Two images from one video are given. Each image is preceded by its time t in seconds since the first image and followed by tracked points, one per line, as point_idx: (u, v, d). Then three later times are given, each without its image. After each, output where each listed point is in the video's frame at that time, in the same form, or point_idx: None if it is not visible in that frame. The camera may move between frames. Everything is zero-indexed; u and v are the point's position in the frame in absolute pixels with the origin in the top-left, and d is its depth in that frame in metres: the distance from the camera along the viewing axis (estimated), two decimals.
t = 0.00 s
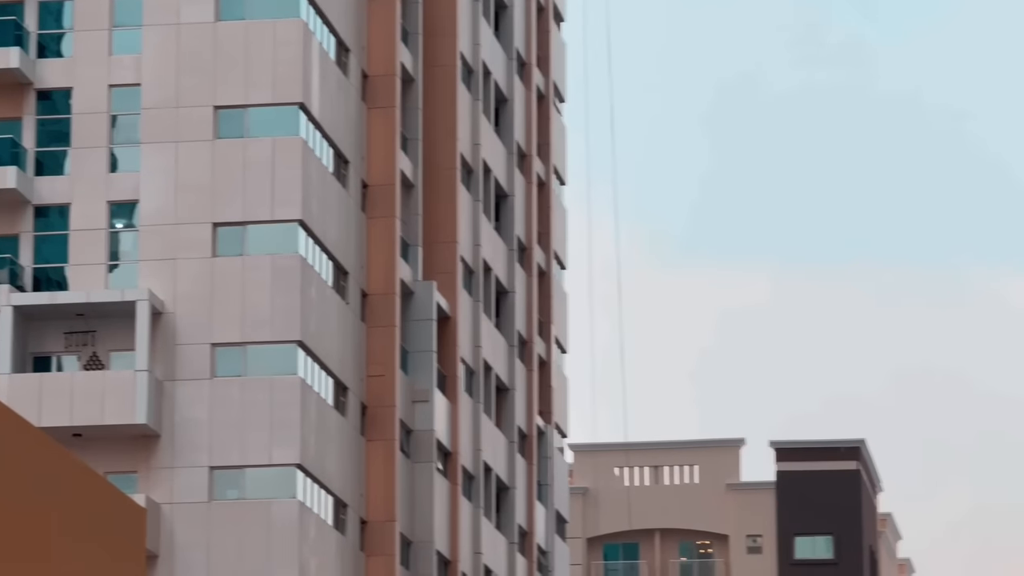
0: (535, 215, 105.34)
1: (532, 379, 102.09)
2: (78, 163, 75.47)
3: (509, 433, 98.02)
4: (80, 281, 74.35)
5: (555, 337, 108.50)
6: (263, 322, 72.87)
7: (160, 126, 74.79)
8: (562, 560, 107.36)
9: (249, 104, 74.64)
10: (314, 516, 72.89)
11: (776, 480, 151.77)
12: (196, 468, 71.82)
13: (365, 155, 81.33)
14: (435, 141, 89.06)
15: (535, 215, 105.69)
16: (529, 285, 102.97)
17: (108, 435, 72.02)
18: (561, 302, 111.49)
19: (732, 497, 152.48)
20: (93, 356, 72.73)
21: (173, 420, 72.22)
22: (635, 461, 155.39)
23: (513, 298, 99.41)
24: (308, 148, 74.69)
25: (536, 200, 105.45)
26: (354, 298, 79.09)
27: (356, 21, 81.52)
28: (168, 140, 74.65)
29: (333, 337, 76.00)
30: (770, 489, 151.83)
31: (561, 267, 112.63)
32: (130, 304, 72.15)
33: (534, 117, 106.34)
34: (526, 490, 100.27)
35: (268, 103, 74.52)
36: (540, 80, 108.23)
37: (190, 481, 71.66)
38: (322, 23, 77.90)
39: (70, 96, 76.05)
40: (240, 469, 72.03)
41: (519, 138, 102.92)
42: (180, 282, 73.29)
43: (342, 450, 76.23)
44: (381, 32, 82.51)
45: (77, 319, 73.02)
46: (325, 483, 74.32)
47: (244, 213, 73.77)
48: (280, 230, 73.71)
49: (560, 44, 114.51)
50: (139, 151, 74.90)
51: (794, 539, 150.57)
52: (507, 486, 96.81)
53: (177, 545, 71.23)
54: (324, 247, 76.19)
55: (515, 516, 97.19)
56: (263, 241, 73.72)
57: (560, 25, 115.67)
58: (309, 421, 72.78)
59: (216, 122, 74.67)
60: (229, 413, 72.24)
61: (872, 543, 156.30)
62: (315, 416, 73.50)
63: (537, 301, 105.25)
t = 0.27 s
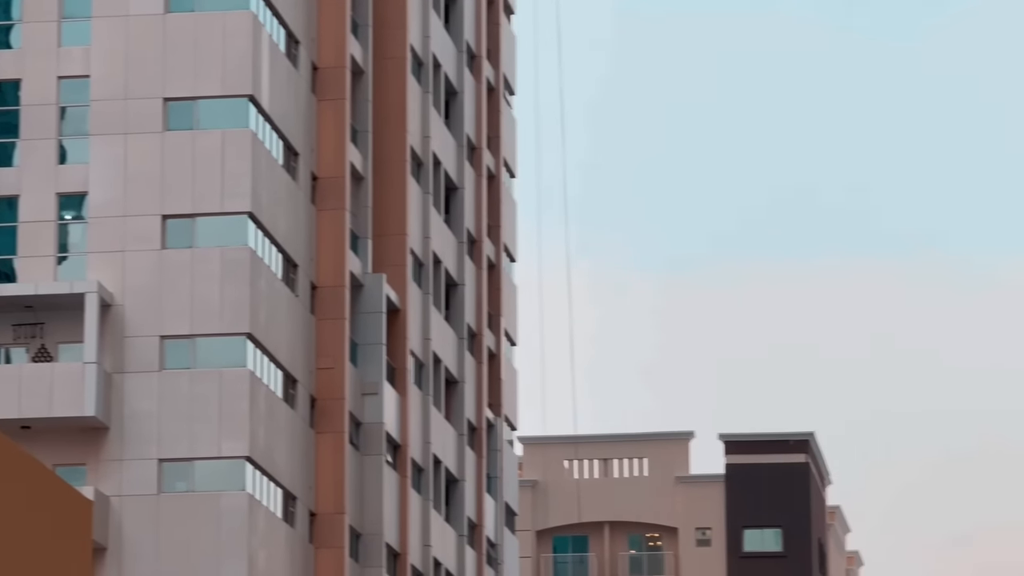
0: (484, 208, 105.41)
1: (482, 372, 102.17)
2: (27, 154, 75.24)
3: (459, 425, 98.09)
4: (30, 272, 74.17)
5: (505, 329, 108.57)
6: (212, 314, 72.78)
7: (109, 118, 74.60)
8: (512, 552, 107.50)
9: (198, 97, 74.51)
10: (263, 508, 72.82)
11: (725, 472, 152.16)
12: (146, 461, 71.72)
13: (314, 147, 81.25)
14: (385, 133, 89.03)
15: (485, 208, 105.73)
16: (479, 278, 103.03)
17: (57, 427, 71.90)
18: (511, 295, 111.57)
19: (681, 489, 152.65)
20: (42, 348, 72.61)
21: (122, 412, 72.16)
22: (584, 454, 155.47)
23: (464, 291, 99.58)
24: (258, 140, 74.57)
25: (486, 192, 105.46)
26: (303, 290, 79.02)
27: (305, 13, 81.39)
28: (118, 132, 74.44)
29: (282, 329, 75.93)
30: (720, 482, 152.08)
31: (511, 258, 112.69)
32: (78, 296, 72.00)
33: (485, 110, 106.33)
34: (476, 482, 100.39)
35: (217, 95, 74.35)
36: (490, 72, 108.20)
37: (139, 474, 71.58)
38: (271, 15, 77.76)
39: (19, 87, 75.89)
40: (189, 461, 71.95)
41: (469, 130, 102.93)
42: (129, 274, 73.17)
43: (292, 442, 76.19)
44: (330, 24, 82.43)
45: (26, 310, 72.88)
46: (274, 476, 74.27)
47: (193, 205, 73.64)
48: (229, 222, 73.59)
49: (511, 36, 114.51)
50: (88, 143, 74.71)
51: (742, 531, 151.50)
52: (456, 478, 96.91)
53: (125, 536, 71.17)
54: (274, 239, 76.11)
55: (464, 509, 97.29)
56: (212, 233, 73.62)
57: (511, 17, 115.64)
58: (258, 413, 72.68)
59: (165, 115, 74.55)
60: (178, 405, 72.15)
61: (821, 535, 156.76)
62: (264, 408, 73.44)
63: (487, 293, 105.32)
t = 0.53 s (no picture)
0: (433, 202, 105.53)
1: (430, 366, 102.19)
2: None
3: (406, 419, 98.14)
4: None
5: (453, 323, 108.67)
6: (160, 307, 72.72)
7: (57, 111, 74.33)
8: (459, 547, 107.51)
9: (146, 89, 74.37)
10: (211, 502, 72.72)
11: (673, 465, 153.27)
12: (93, 454, 71.66)
13: (263, 140, 81.18)
14: (333, 127, 89.04)
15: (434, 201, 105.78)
16: (427, 272, 103.12)
17: (4, 421, 71.63)
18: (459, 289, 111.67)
19: (629, 484, 152.88)
20: None
21: (69, 405, 72.05)
22: (533, 448, 155.32)
23: (412, 285, 99.64)
24: (206, 133, 74.56)
25: (434, 186, 105.54)
26: (251, 284, 78.95)
27: (254, 6, 81.35)
28: (65, 125, 74.18)
29: (230, 323, 75.86)
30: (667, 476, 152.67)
31: (459, 253, 112.78)
32: (26, 289, 71.76)
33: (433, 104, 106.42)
34: (424, 476, 100.45)
35: (166, 87, 74.30)
36: (438, 67, 108.30)
37: (86, 466, 71.52)
38: (220, 8, 77.76)
39: None
40: (137, 455, 71.85)
41: (418, 124, 103.02)
42: (76, 267, 72.97)
43: (239, 436, 76.14)
44: (278, 16, 82.55)
45: None
46: (222, 469, 74.22)
47: (142, 197, 73.53)
48: (177, 215, 73.51)
49: (459, 31, 114.64)
50: (36, 136, 74.44)
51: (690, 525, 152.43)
52: (405, 473, 96.97)
53: (73, 530, 70.99)
54: (222, 232, 76.08)
55: (412, 503, 97.35)
56: (159, 226, 73.56)
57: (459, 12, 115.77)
58: (205, 406, 72.63)
59: (113, 108, 74.38)
60: (126, 398, 72.04)
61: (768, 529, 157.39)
62: (212, 401, 73.39)
63: (435, 287, 105.42)
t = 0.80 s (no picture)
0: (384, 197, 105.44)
1: (380, 361, 102.13)
2: None
3: (357, 414, 98.06)
4: None
5: (404, 318, 108.61)
6: (110, 302, 72.55)
7: (8, 105, 74.18)
8: (410, 542, 107.48)
9: (97, 83, 74.10)
10: (161, 497, 72.59)
11: (624, 460, 153.26)
12: (43, 450, 71.44)
13: (214, 135, 81.00)
14: (285, 122, 88.88)
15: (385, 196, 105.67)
16: (379, 267, 103.04)
17: None
18: (410, 284, 111.60)
19: (580, 479, 153.08)
20: None
21: (19, 401, 71.77)
22: (484, 443, 154.32)
23: (363, 280, 99.61)
24: (156, 128, 74.34)
25: (385, 181, 105.42)
26: (202, 279, 78.80)
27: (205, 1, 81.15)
28: (15, 119, 74.07)
29: (180, 317, 75.69)
30: (618, 471, 153.02)
31: (410, 247, 112.71)
32: None
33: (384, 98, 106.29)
34: (375, 471, 100.39)
35: (116, 81, 74.01)
36: (390, 61, 108.18)
37: (35, 462, 71.29)
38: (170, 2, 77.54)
39: None
40: (87, 450, 71.67)
41: (369, 119, 102.91)
42: (27, 261, 72.87)
43: (190, 431, 75.97)
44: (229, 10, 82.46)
45: None
46: (172, 464, 74.08)
47: (92, 191, 73.29)
48: (127, 210, 73.30)
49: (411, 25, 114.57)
50: None
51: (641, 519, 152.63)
52: (356, 468, 96.90)
53: (22, 525, 70.91)
54: (172, 227, 75.91)
55: (362, 498, 97.29)
56: (110, 220, 73.34)
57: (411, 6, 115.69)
58: (156, 401, 72.47)
59: (63, 102, 74.16)
60: (76, 393, 71.87)
61: (717, 524, 157.87)
62: (162, 396, 73.23)
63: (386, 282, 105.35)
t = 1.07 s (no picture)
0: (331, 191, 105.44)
1: (327, 355, 102.13)
2: None
3: (304, 408, 98.00)
4: None
5: (351, 313, 108.65)
6: (56, 296, 72.40)
7: None
8: (356, 537, 107.46)
9: (44, 77, 73.91)
10: (107, 492, 72.48)
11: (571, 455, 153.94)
12: None
13: (161, 129, 80.90)
14: (231, 116, 88.79)
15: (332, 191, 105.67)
16: (326, 261, 103.02)
17: None
18: (357, 278, 111.62)
19: (527, 473, 153.32)
20: None
21: None
22: (432, 437, 154.77)
23: (310, 274, 99.59)
24: (103, 122, 74.22)
25: (332, 175, 105.42)
26: (149, 273, 78.70)
27: None
28: None
29: (127, 311, 75.58)
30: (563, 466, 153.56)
31: (357, 242, 112.71)
32: None
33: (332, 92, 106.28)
34: (322, 466, 100.36)
35: (63, 75, 73.90)
36: (337, 55, 108.19)
37: None
38: None
39: None
40: (33, 444, 71.51)
41: (316, 113, 102.90)
42: None
43: (136, 425, 75.85)
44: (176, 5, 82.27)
45: None
46: (118, 458, 73.98)
47: (38, 184, 73.11)
48: (74, 204, 73.15)
49: (358, 20, 114.59)
50: None
51: (587, 514, 153.19)
52: (302, 462, 96.87)
53: None
54: (119, 221, 75.79)
55: (309, 492, 97.25)
56: (56, 214, 73.16)
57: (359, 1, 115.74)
58: (102, 395, 72.31)
59: (9, 95, 73.96)
60: (22, 386, 71.75)
61: (664, 518, 158.23)
62: (109, 390, 73.13)
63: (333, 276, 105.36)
